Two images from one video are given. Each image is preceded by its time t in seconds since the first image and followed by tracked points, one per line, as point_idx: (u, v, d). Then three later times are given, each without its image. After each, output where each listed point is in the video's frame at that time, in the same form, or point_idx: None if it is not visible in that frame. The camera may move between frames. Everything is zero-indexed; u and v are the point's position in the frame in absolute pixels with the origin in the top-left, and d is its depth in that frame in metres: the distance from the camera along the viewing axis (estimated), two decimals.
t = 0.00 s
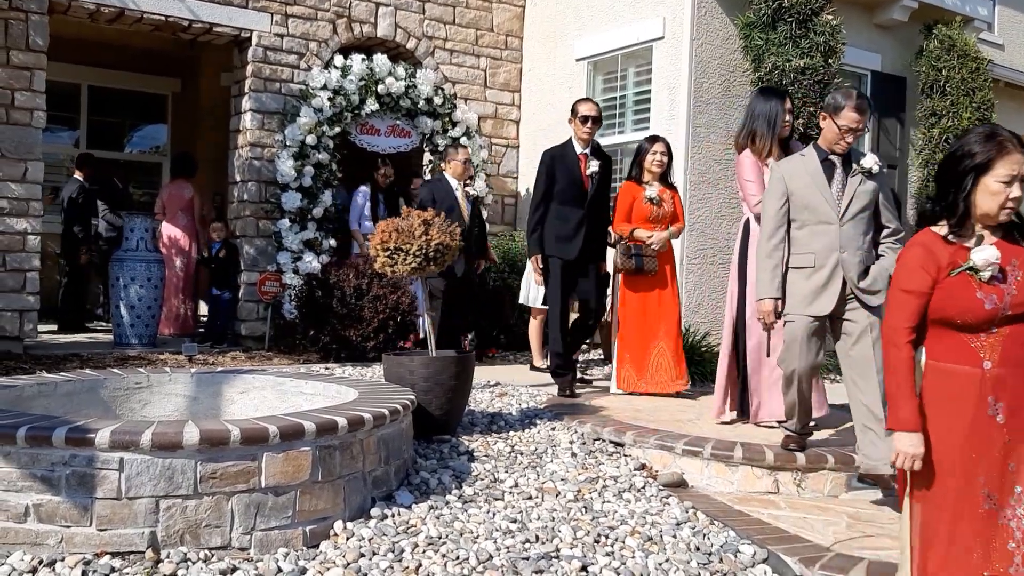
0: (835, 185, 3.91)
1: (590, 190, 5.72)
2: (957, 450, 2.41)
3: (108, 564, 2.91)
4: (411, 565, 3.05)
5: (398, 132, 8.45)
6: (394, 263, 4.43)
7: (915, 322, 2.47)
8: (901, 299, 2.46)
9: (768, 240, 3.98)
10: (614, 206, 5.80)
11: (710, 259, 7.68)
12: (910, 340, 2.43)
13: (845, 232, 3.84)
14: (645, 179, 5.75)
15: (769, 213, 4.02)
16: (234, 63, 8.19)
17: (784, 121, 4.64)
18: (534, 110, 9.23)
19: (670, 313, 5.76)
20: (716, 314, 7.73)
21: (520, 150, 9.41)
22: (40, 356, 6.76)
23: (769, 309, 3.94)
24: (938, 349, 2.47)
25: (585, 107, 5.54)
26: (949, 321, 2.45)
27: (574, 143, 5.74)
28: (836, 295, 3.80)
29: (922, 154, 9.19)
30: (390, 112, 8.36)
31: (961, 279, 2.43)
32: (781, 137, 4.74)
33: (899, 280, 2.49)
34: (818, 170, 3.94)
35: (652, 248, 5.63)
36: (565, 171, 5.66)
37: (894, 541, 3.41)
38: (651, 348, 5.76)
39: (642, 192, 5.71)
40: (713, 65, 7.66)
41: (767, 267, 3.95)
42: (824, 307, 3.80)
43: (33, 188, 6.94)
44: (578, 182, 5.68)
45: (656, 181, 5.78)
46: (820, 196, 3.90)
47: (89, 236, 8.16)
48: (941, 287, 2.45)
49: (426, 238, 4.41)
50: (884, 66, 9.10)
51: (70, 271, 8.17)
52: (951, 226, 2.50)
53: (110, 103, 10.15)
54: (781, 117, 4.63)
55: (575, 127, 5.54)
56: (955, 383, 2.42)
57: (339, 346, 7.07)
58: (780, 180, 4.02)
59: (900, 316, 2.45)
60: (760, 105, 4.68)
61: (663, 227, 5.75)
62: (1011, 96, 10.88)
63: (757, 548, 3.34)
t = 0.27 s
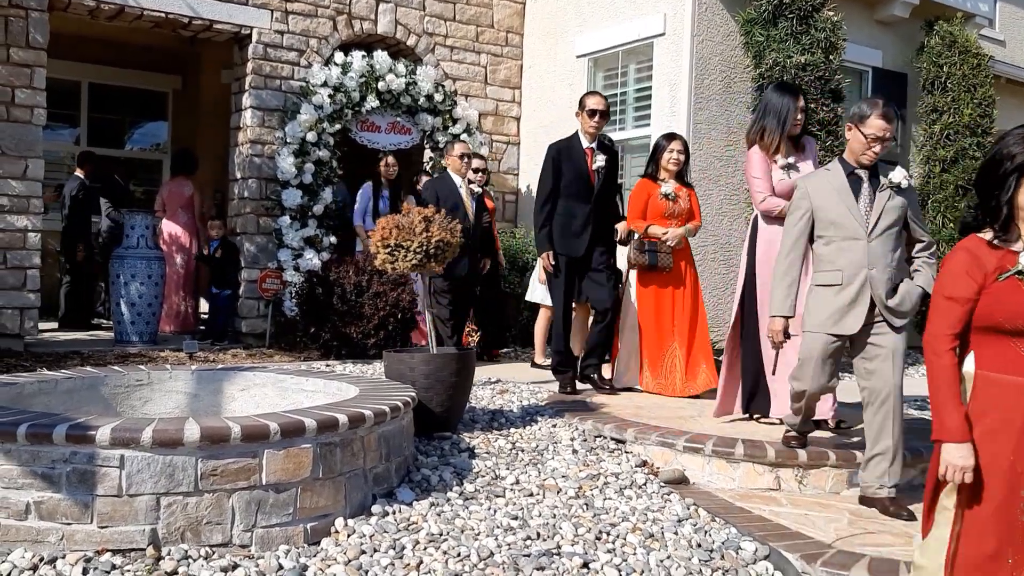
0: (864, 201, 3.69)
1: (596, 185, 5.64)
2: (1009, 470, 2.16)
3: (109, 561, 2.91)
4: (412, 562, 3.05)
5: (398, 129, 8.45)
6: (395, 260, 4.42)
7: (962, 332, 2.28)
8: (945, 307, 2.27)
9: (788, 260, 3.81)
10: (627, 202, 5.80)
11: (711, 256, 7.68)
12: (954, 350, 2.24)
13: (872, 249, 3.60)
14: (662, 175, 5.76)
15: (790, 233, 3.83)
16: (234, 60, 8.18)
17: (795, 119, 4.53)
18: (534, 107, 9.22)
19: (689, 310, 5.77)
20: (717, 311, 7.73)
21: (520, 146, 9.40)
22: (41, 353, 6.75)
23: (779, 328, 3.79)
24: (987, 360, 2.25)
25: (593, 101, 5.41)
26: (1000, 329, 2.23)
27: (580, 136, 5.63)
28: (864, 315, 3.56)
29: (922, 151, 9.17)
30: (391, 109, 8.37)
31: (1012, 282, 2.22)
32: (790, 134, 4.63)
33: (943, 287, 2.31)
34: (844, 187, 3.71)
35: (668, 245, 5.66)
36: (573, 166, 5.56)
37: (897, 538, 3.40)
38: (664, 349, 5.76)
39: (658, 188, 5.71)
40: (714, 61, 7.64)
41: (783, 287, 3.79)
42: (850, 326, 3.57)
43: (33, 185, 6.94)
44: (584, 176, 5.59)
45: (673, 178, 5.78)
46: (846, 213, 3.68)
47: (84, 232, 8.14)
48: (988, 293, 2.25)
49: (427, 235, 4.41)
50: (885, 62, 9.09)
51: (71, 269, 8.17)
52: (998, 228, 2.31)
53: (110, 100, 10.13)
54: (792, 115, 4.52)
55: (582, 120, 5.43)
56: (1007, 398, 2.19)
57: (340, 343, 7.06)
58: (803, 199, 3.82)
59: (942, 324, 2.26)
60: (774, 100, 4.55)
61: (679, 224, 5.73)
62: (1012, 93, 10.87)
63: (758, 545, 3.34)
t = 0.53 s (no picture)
0: (891, 196, 3.53)
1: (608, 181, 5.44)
2: None
3: (111, 557, 2.92)
4: (414, 558, 3.06)
5: (399, 125, 8.46)
6: (396, 257, 4.42)
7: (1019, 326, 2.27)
8: (999, 301, 2.27)
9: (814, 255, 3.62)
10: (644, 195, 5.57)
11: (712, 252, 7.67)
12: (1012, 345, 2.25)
13: (901, 246, 3.46)
14: (679, 168, 5.53)
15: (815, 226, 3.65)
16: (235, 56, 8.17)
17: (818, 117, 4.40)
18: (535, 103, 9.21)
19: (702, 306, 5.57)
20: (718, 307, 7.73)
21: (521, 143, 9.40)
22: (42, 350, 6.76)
23: (814, 325, 3.58)
24: None
25: (604, 96, 5.24)
26: None
27: (591, 131, 5.47)
28: (891, 312, 3.42)
29: (925, 145, 9.11)
30: (392, 105, 8.37)
31: None
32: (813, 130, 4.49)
33: (996, 281, 2.30)
34: (872, 181, 3.55)
35: (685, 239, 5.38)
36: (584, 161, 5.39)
37: (898, 533, 3.40)
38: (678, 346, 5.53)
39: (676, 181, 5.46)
40: (715, 57, 7.63)
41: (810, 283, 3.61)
42: (877, 322, 3.42)
43: (34, 182, 6.94)
44: (595, 172, 5.41)
45: (691, 171, 5.53)
46: (873, 207, 3.51)
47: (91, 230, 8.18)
48: None
49: (428, 232, 4.41)
50: (887, 58, 9.07)
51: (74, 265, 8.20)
52: None
53: (110, 97, 10.13)
54: (816, 111, 4.37)
55: (593, 115, 5.26)
56: None
57: (341, 340, 7.02)
58: (829, 190, 3.63)
59: (998, 321, 2.26)
60: (797, 94, 4.40)
61: (696, 218, 5.49)
62: (1014, 88, 10.86)
63: (759, 540, 3.34)
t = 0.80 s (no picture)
0: (907, 190, 3.42)
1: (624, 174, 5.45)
2: None
3: (112, 554, 2.92)
4: (415, 554, 3.06)
5: (399, 122, 8.41)
6: (397, 253, 4.42)
7: None
8: None
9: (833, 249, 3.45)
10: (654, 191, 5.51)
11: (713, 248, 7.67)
12: None
13: (918, 244, 3.36)
14: (689, 163, 5.43)
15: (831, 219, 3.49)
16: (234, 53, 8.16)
17: (844, 105, 4.34)
18: (535, 99, 9.20)
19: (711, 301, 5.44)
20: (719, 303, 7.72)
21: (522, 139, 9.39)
22: (43, 347, 6.76)
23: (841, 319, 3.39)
24: None
25: (619, 89, 5.24)
26: None
27: (606, 125, 5.46)
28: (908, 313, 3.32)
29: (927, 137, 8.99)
30: (392, 102, 8.33)
31: None
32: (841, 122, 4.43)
33: None
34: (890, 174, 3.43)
35: (692, 235, 5.29)
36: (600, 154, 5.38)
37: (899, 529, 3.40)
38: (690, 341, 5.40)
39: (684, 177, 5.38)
40: (716, 53, 7.61)
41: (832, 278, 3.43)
42: (892, 323, 3.31)
43: (35, 179, 6.94)
44: (612, 165, 5.40)
45: (702, 167, 5.44)
46: (890, 202, 3.39)
47: (99, 229, 8.26)
48: None
49: (428, 228, 4.40)
50: (888, 54, 9.05)
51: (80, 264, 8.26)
52: None
53: (111, 94, 10.12)
54: (841, 100, 4.34)
55: (608, 108, 5.27)
56: None
57: (341, 336, 7.02)
58: (845, 183, 3.49)
59: None
60: (820, 86, 4.37)
61: (703, 215, 5.42)
62: (1015, 84, 10.84)
63: (760, 536, 3.34)
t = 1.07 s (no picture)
0: (925, 185, 3.35)
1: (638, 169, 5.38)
2: None
3: (113, 550, 2.92)
4: (416, 550, 3.06)
5: (400, 118, 8.39)
6: (398, 250, 4.41)
7: None
8: None
9: (845, 251, 3.38)
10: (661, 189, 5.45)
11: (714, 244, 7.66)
12: None
13: (939, 241, 3.28)
14: (695, 159, 5.38)
15: (842, 221, 3.42)
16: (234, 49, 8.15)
17: (861, 96, 4.32)
18: (536, 95, 9.18)
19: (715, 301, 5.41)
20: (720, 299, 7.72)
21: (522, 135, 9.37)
22: (44, 344, 6.76)
23: (845, 330, 3.35)
24: None
25: (632, 81, 5.19)
26: None
27: (619, 119, 5.40)
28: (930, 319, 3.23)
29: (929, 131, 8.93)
30: (393, 97, 8.31)
31: None
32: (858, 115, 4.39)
33: None
34: (904, 170, 3.35)
35: (702, 233, 5.26)
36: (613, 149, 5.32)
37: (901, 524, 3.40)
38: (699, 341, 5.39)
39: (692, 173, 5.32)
40: (716, 48, 7.60)
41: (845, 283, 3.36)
42: (920, 328, 3.22)
43: (35, 176, 6.94)
44: (626, 160, 5.34)
45: (706, 163, 5.40)
46: (906, 199, 3.32)
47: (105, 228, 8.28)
48: None
49: (429, 224, 4.40)
50: (889, 49, 9.03)
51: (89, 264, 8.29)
52: None
53: (111, 91, 10.11)
54: (858, 92, 4.31)
55: (623, 101, 5.20)
56: None
57: (342, 332, 7.01)
58: (858, 182, 3.41)
59: None
60: (837, 80, 4.34)
61: (713, 211, 5.35)
62: (1016, 79, 10.82)
63: (762, 532, 3.33)
